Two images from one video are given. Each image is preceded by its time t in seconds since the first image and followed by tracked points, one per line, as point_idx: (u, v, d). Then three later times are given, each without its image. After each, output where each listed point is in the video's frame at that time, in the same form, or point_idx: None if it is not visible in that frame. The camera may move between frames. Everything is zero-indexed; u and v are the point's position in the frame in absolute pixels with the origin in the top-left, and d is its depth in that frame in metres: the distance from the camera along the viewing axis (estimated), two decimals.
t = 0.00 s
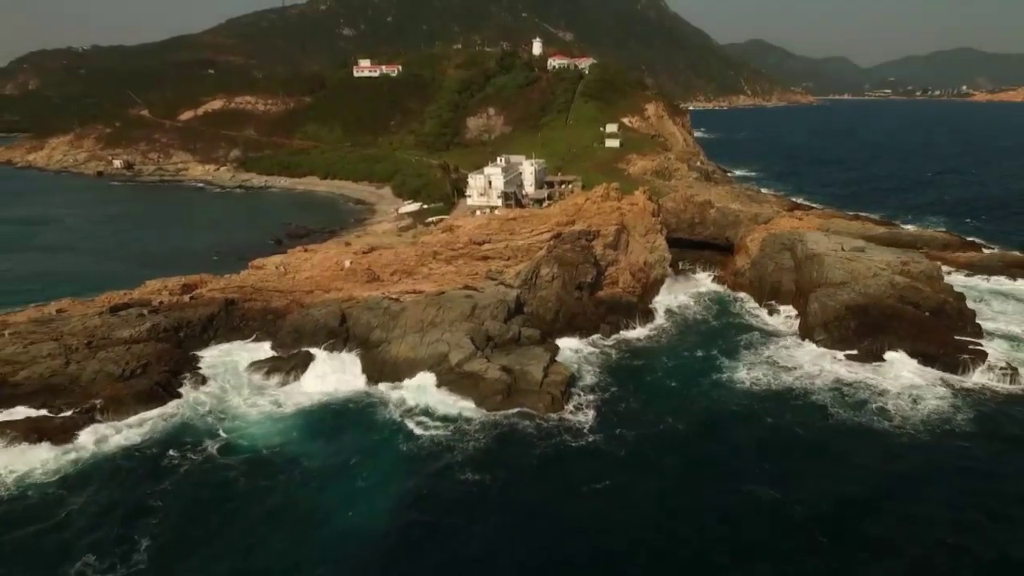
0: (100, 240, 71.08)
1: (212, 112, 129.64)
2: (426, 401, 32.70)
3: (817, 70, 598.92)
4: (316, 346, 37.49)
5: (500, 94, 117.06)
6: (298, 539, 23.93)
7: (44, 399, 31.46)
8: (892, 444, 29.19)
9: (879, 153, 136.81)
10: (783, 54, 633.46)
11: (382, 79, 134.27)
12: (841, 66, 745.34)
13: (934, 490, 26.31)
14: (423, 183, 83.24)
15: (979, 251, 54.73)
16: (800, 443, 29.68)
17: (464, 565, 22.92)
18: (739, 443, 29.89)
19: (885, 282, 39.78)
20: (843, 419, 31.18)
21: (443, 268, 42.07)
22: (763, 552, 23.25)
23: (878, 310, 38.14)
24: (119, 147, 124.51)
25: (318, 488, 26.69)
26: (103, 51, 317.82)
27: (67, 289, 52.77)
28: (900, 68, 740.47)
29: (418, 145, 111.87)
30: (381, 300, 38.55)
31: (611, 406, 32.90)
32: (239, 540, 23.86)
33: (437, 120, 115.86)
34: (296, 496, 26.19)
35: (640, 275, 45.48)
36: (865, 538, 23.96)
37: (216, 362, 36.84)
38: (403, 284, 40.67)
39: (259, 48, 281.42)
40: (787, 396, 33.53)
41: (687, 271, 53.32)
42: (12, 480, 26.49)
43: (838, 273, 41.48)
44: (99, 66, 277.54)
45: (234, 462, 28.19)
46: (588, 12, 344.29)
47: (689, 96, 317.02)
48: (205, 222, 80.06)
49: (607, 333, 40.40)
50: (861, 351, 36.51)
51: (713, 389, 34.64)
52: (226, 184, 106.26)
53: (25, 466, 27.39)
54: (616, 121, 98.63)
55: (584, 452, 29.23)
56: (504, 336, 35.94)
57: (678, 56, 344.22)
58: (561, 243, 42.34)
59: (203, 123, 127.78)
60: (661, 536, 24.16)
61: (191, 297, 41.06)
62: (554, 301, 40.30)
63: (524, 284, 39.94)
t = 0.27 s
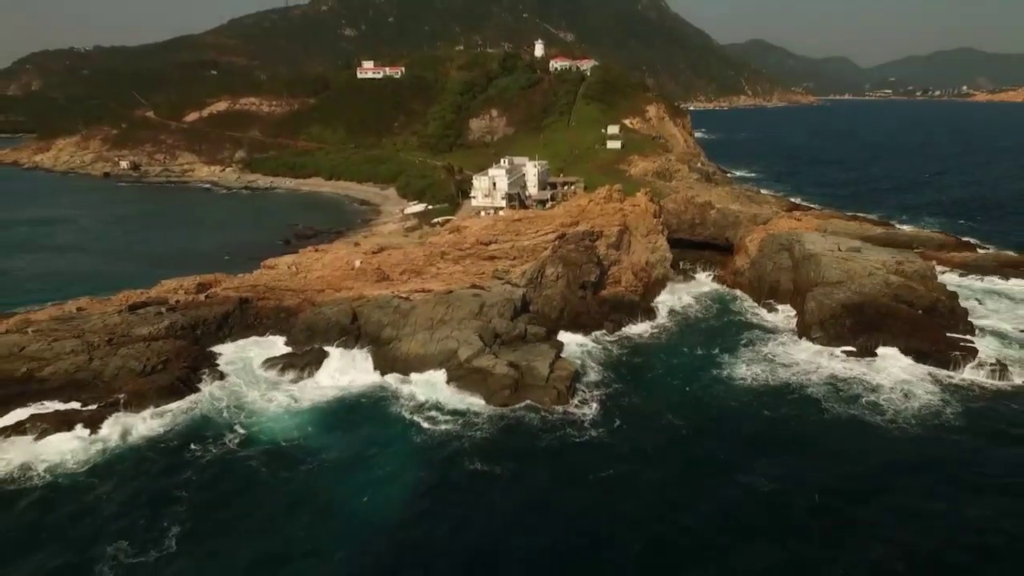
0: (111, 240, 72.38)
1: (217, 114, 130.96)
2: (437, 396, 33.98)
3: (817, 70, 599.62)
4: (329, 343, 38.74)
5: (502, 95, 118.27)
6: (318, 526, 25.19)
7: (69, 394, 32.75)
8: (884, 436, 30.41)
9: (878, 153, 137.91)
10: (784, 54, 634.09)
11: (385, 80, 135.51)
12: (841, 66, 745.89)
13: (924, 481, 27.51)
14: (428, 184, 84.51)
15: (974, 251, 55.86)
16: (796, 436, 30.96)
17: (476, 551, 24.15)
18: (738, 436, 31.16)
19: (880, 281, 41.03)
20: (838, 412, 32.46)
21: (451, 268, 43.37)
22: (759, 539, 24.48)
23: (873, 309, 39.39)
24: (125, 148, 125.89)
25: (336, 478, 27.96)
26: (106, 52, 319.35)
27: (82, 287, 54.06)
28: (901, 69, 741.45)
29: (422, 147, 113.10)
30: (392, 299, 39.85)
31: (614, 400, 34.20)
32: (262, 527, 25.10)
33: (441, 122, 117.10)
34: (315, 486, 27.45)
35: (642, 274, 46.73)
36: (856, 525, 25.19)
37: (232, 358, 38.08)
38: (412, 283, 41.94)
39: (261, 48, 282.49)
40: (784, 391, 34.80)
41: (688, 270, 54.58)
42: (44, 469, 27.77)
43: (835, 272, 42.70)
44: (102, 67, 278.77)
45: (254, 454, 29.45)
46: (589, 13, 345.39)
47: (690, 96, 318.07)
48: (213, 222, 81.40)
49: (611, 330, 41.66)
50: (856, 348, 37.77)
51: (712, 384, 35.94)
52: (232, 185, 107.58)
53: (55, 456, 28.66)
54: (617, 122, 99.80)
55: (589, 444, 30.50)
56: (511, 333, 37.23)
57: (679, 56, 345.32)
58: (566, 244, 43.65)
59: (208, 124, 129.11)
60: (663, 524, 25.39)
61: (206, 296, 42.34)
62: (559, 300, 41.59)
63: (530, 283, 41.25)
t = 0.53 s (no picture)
0: (123, 240, 73.79)
1: (223, 115, 132.42)
2: (448, 391, 35.45)
3: (817, 70, 600.67)
4: (342, 340, 40.14)
5: (505, 97, 119.65)
6: (338, 513, 26.60)
7: (96, 389, 34.19)
8: (875, 429, 31.84)
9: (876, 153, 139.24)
10: (784, 54, 635.30)
11: (389, 82, 136.91)
12: (841, 66, 746.93)
13: (913, 471, 28.86)
14: (433, 185, 85.94)
15: (968, 251, 57.20)
16: (792, 428, 32.40)
17: (489, 535, 25.59)
18: (737, 429, 32.60)
19: (874, 280, 42.43)
20: (832, 406, 33.92)
21: (459, 267, 44.83)
22: (756, 526, 25.88)
23: (867, 307, 40.80)
24: (132, 149, 127.43)
25: (353, 469, 29.35)
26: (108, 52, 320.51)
27: (98, 286, 55.50)
28: (901, 69, 742.65)
29: (425, 148, 114.40)
30: (402, 298, 41.30)
31: (618, 395, 35.66)
32: (284, 514, 26.51)
33: (444, 123, 118.45)
34: (334, 476, 28.84)
35: (644, 274, 48.14)
36: (847, 513, 26.57)
37: (249, 354, 39.46)
38: (421, 282, 43.37)
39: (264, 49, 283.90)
40: (781, 385, 36.25)
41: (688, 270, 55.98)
42: (76, 460, 29.17)
43: (830, 272, 44.10)
44: (105, 68, 280.37)
45: (275, 445, 30.86)
46: (589, 14, 346.80)
47: (690, 97, 319.38)
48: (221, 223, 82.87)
49: (614, 328, 43.07)
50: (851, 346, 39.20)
51: (712, 379, 37.39)
52: (238, 186, 109.04)
53: (86, 447, 30.08)
54: (618, 124, 101.18)
55: (594, 437, 31.95)
56: (518, 330, 38.68)
57: (679, 57, 346.63)
58: (570, 244, 45.11)
59: (214, 125, 130.61)
60: (665, 512, 26.79)
61: (222, 295, 43.72)
62: (563, 299, 43.05)
63: (535, 282, 42.72)
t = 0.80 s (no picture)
0: (133, 241, 75.11)
1: (228, 117, 133.84)
2: (457, 387, 36.83)
3: (818, 70, 601.69)
4: (354, 338, 41.51)
5: (507, 99, 121.00)
6: (355, 501, 27.95)
7: (119, 384, 35.51)
8: (868, 423, 33.19)
9: (875, 154, 140.53)
10: (784, 54, 636.28)
11: (393, 84, 138.27)
12: (841, 66, 747.78)
13: (904, 462, 30.16)
14: (437, 187, 87.33)
15: (962, 252, 58.49)
16: (788, 422, 33.76)
17: (499, 522, 26.95)
18: (735, 422, 33.95)
19: (869, 280, 43.75)
20: (826, 401, 35.28)
21: (466, 267, 46.20)
22: (752, 513, 27.23)
23: (861, 306, 42.12)
24: (139, 150, 128.90)
25: (368, 460, 30.70)
26: (111, 53, 321.95)
27: (113, 285, 56.90)
28: (901, 69, 743.76)
29: (429, 149, 115.69)
30: (412, 297, 42.66)
31: (621, 390, 37.02)
32: (304, 502, 27.81)
33: (447, 124, 119.74)
34: (350, 467, 30.21)
35: (646, 273, 49.45)
36: (840, 502, 27.87)
37: (264, 351, 40.81)
38: (429, 282, 44.71)
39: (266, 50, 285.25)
40: (778, 381, 37.60)
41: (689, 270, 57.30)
42: (104, 452, 30.51)
43: (827, 272, 45.42)
44: (109, 68, 281.95)
45: (292, 438, 32.23)
46: (590, 15, 348.16)
47: (691, 97, 320.61)
48: (229, 223, 84.32)
49: (617, 326, 44.44)
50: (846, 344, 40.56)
51: (711, 375, 38.74)
52: (244, 187, 110.46)
53: (112, 440, 31.41)
54: (619, 126, 102.47)
55: (598, 429, 33.34)
56: (524, 328, 40.02)
57: (679, 57, 347.92)
58: (574, 245, 46.47)
59: (219, 127, 132.04)
60: (667, 500, 28.12)
61: (236, 295, 45.07)
62: (568, 297, 44.41)
63: (541, 281, 44.08)
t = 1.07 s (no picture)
0: (142, 241, 76.36)
1: (232, 118, 135.00)
2: (464, 382, 38.08)
3: (817, 70, 602.79)
4: (362, 335, 42.69)
5: (509, 101, 122.14)
6: (370, 492, 29.21)
7: (138, 380, 36.67)
8: (862, 418, 34.42)
9: (873, 155, 141.63)
10: (784, 54, 637.23)
11: (395, 85, 139.33)
12: (841, 66, 748.96)
13: (895, 455, 31.39)
14: (441, 188, 88.59)
15: (957, 252, 59.67)
16: (785, 418, 34.95)
17: (507, 511, 28.23)
18: (733, 418, 35.21)
19: (864, 280, 44.98)
20: (821, 397, 36.54)
21: (472, 267, 47.45)
22: (747, 504, 28.51)
23: (856, 306, 43.32)
24: (144, 152, 130.13)
25: (381, 453, 31.98)
26: (113, 53, 323.32)
27: (125, 285, 58.06)
28: (901, 69, 744.83)
29: (432, 150, 116.59)
30: (419, 296, 43.86)
31: (624, 387, 38.21)
32: (321, 492, 29.09)
33: (449, 126, 120.78)
34: (364, 459, 31.49)
35: (647, 273, 50.64)
36: (832, 493, 29.12)
37: (276, 348, 42.04)
38: (436, 281, 45.93)
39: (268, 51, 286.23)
40: (775, 378, 38.85)
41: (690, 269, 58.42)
42: (127, 446, 31.70)
43: (823, 272, 46.64)
44: (111, 69, 283.00)
45: (307, 432, 33.49)
46: (591, 16, 349.35)
47: (691, 98, 321.96)
48: (236, 224, 85.49)
49: (619, 324, 45.65)
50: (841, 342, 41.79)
51: (711, 372, 39.99)
52: (249, 188, 111.54)
53: (134, 434, 32.60)
54: (620, 127, 103.64)
55: (601, 424, 34.63)
56: (529, 326, 41.21)
57: (679, 58, 349.13)
58: (577, 245, 47.73)
59: (224, 129, 133.24)
60: (668, 491, 29.38)
61: (248, 294, 46.29)
62: (571, 296, 45.68)
63: (545, 281, 45.35)
